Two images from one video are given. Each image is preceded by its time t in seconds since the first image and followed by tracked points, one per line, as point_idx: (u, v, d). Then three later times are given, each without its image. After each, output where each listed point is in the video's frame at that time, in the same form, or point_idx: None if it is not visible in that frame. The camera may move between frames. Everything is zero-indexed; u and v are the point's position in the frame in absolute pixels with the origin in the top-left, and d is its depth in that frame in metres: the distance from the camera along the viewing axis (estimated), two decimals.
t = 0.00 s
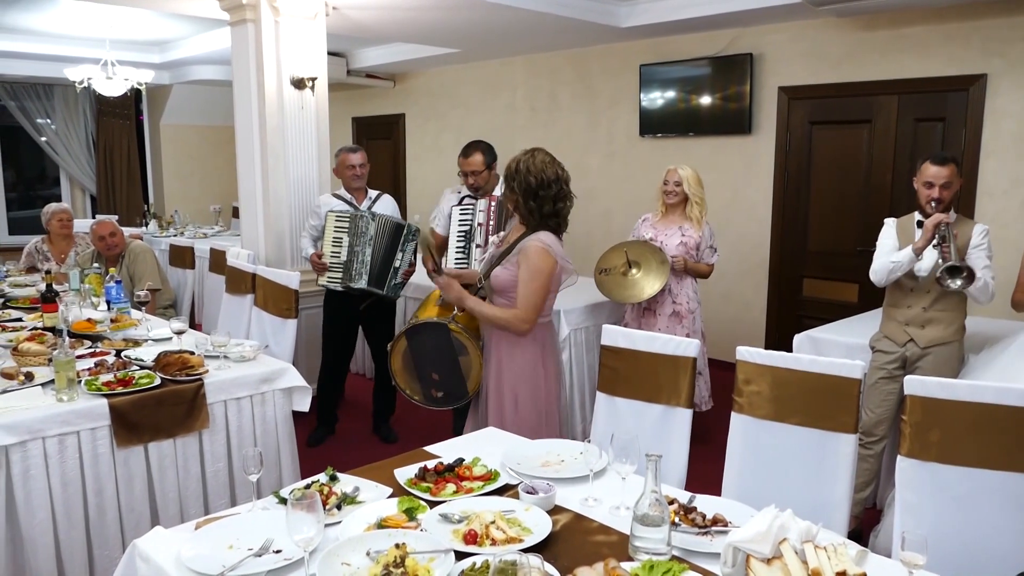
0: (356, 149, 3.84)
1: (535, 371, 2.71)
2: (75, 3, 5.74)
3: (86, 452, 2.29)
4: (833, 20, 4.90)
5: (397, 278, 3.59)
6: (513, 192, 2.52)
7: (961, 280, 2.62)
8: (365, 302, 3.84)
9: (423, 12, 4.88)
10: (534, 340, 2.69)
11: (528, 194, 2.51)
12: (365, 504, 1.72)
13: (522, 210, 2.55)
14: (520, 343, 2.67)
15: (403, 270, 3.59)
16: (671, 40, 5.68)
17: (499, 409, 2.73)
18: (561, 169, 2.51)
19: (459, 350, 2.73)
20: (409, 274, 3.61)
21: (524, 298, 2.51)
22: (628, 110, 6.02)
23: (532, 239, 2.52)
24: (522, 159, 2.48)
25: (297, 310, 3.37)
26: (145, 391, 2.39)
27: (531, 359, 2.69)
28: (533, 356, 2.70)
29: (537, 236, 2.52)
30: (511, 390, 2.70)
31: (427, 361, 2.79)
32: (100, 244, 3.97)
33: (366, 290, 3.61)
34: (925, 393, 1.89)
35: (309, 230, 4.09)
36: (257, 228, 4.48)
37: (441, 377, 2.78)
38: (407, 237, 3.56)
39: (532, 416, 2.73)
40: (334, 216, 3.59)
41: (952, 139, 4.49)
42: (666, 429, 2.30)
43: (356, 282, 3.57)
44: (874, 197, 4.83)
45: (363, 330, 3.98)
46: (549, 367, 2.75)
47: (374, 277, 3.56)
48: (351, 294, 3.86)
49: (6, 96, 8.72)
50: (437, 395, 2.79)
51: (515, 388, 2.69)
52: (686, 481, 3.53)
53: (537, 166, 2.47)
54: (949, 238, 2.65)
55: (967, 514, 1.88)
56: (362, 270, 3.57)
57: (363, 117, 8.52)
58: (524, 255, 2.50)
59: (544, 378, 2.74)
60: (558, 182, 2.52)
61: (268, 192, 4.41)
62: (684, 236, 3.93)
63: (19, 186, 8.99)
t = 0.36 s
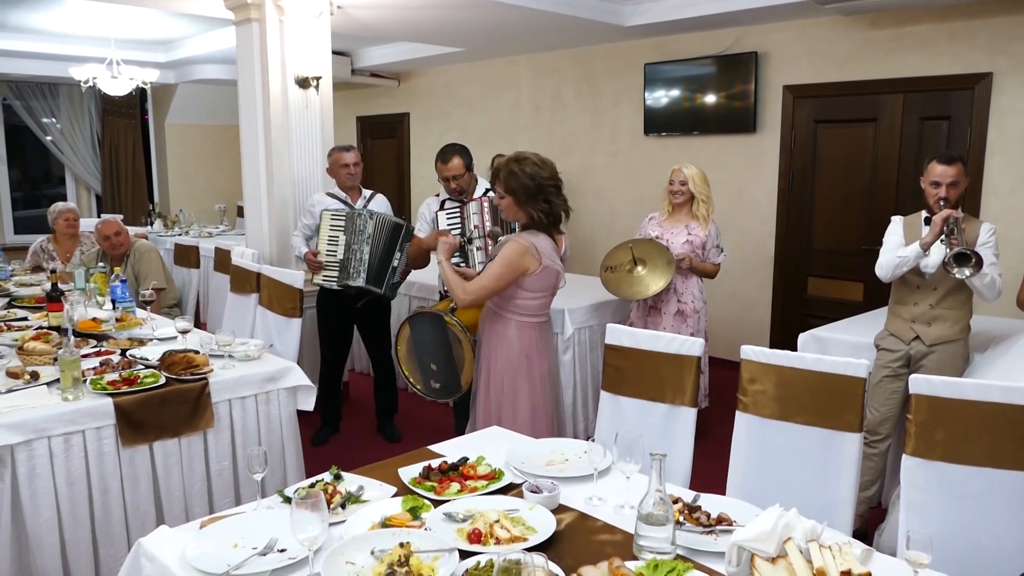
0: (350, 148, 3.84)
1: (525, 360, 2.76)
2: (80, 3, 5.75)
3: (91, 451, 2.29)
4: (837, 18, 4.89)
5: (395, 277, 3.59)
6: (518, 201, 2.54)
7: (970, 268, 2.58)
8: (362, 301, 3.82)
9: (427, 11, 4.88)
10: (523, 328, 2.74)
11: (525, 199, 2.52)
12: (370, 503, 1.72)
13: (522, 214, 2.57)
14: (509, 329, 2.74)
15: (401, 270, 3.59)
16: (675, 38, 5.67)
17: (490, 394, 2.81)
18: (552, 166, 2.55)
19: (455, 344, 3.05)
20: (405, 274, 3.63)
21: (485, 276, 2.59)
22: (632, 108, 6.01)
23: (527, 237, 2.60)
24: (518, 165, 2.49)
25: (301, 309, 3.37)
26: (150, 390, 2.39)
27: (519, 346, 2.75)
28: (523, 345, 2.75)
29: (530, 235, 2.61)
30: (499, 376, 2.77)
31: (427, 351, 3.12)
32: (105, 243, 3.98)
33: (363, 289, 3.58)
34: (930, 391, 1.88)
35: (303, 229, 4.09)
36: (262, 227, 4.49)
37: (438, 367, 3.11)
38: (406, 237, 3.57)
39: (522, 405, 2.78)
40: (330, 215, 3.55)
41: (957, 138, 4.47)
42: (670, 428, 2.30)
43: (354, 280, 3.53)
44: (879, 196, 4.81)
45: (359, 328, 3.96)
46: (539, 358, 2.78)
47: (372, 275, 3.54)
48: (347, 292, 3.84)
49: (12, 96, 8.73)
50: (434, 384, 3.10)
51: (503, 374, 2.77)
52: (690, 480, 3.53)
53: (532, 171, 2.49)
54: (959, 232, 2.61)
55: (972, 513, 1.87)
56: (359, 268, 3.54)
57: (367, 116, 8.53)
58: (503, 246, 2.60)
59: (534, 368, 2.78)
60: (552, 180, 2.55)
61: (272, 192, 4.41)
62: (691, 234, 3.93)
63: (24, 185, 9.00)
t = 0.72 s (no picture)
0: (349, 147, 3.84)
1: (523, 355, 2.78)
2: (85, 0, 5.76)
3: (95, 448, 2.29)
4: (842, 18, 4.88)
5: (394, 275, 3.52)
6: (509, 196, 2.53)
7: (972, 259, 2.54)
8: (360, 298, 3.81)
9: (431, 10, 4.88)
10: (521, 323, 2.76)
11: (512, 189, 2.52)
12: (374, 501, 1.72)
13: (508, 210, 2.56)
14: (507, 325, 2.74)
15: (401, 267, 3.52)
16: (680, 38, 5.66)
17: (491, 396, 2.79)
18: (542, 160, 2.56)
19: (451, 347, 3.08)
20: (406, 272, 3.56)
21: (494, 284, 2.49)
22: (636, 108, 6.01)
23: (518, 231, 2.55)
24: (509, 158, 2.50)
25: (305, 307, 3.37)
26: (154, 388, 2.39)
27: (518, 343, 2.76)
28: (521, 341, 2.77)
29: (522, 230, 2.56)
30: (500, 374, 2.77)
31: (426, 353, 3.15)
32: (109, 241, 3.98)
33: (363, 286, 3.54)
34: (935, 392, 1.87)
35: (303, 227, 4.09)
36: (266, 225, 4.49)
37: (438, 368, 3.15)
38: (406, 235, 3.51)
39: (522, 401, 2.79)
40: (329, 213, 3.58)
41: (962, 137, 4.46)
42: (674, 428, 2.29)
43: (352, 277, 3.50)
44: (884, 196, 4.80)
45: (360, 326, 3.96)
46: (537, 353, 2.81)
47: (370, 272, 3.49)
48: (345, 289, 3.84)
49: (16, 93, 8.74)
50: (434, 384, 3.14)
51: (503, 372, 2.77)
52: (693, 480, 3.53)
53: (522, 165, 2.50)
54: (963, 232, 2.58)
55: (978, 514, 1.87)
56: (357, 265, 3.51)
57: (371, 115, 8.53)
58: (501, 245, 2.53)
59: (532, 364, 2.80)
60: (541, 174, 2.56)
61: (276, 190, 4.41)
62: (697, 235, 3.93)
63: (28, 183, 9.01)
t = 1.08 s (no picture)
0: (347, 145, 3.85)
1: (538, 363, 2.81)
2: None
3: (99, 446, 2.29)
4: (847, 17, 4.86)
5: (396, 272, 3.56)
6: (496, 191, 2.61)
7: (983, 259, 2.52)
8: (361, 293, 3.80)
9: (435, 8, 4.87)
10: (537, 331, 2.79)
11: (496, 183, 2.59)
12: (377, 500, 1.72)
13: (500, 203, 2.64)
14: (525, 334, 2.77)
15: (403, 265, 3.54)
16: (684, 36, 5.65)
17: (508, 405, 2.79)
18: (540, 163, 2.58)
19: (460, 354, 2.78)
20: (409, 270, 3.57)
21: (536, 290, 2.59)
22: (640, 107, 6.00)
23: (526, 231, 2.61)
24: (504, 154, 2.57)
25: (309, 305, 3.37)
26: (158, 386, 2.39)
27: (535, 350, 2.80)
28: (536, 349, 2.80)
29: (533, 228, 2.60)
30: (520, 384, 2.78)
31: (429, 364, 2.83)
32: (112, 239, 3.98)
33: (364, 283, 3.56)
34: (940, 392, 1.86)
35: (307, 226, 4.09)
36: (269, 224, 4.48)
37: (444, 380, 2.82)
38: (408, 233, 3.52)
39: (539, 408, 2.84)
40: (331, 211, 3.58)
41: (967, 137, 4.44)
42: (679, 427, 2.29)
43: (354, 274, 3.51)
44: (889, 196, 4.79)
45: (361, 324, 3.94)
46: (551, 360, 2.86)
47: (372, 270, 3.53)
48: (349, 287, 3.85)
49: (20, 92, 8.76)
50: (441, 398, 2.83)
51: (522, 381, 2.78)
52: (697, 479, 3.52)
53: (516, 161, 2.55)
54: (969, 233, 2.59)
55: (983, 514, 1.86)
56: (358, 261, 3.53)
57: (374, 113, 8.52)
58: (523, 246, 2.59)
59: (546, 370, 2.85)
60: (535, 176, 2.58)
61: (279, 188, 4.41)
62: (701, 235, 3.91)
63: (32, 181, 9.02)
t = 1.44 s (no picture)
0: (337, 144, 3.84)
1: (563, 363, 2.75)
2: None
3: (104, 443, 2.30)
4: (852, 14, 4.85)
5: (399, 270, 3.58)
6: (525, 190, 2.60)
7: (960, 281, 2.63)
8: (364, 288, 3.80)
9: (439, 6, 4.87)
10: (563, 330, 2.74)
11: (522, 182, 2.59)
12: (382, 498, 1.72)
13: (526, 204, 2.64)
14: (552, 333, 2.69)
15: (405, 263, 3.56)
16: (688, 34, 5.64)
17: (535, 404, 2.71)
18: (566, 162, 2.62)
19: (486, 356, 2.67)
20: (411, 268, 3.60)
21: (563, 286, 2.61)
22: (644, 104, 5.99)
23: (555, 229, 2.63)
24: (532, 154, 2.57)
25: (313, 303, 3.37)
26: (163, 383, 2.40)
27: (562, 350, 2.73)
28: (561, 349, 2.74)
29: (562, 227, 2.63)
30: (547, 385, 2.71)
31: (451, 367, 2.67)
32: (117, 236, 3.98)
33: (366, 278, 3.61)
34: (946, 390, 1.85)
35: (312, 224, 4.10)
36: (273, 221, 4.49)
37: (468, 383, 2.68)
38: (411, 231, 3.53)
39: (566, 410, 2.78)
40: (334, 207, 3.57)
41: (972, 134, 4.43)
42: (683, 425, 2.29)
43: (356, 271, 3.56)
44: (894, 193, 4.78)
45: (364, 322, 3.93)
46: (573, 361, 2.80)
47: (375, 267, 3.56)
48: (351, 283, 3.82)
49: (25, 90, 8.78)
50: (463, 403, 2.67)
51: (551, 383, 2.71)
52: (702, 477, 3.52)
53: (543, 161, 2.56)
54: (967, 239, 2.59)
55: (989, 512, 1.86)
56: (360, 258, 3.56)
57: (378, 111, 8.53)
58: (553, 245, 2.61)
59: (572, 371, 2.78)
60: (558, 175, 2.60)
61: (284, 186, 4.41)
62: (701, 231, 3.92)
63: (38, 179, 9.05)
